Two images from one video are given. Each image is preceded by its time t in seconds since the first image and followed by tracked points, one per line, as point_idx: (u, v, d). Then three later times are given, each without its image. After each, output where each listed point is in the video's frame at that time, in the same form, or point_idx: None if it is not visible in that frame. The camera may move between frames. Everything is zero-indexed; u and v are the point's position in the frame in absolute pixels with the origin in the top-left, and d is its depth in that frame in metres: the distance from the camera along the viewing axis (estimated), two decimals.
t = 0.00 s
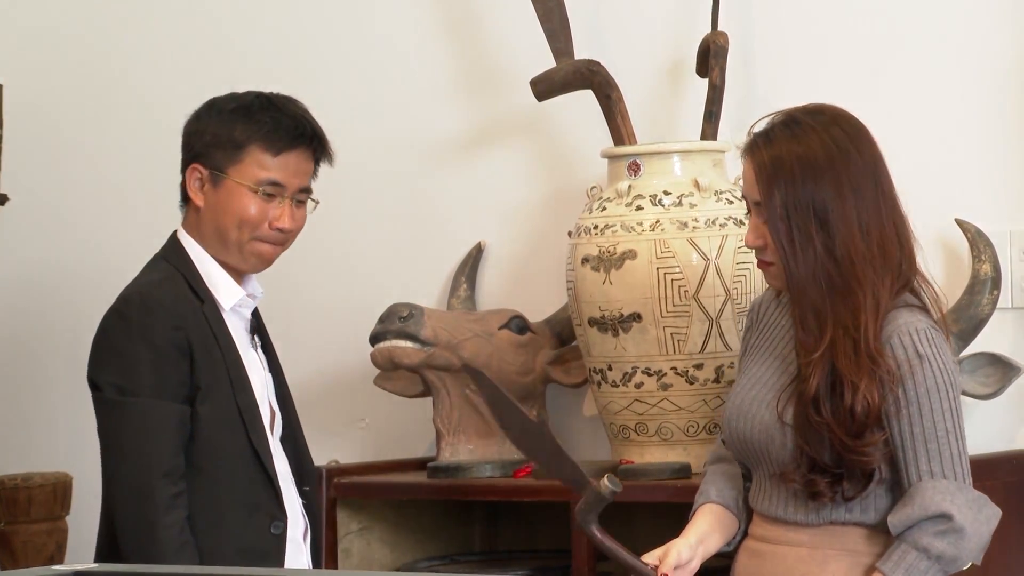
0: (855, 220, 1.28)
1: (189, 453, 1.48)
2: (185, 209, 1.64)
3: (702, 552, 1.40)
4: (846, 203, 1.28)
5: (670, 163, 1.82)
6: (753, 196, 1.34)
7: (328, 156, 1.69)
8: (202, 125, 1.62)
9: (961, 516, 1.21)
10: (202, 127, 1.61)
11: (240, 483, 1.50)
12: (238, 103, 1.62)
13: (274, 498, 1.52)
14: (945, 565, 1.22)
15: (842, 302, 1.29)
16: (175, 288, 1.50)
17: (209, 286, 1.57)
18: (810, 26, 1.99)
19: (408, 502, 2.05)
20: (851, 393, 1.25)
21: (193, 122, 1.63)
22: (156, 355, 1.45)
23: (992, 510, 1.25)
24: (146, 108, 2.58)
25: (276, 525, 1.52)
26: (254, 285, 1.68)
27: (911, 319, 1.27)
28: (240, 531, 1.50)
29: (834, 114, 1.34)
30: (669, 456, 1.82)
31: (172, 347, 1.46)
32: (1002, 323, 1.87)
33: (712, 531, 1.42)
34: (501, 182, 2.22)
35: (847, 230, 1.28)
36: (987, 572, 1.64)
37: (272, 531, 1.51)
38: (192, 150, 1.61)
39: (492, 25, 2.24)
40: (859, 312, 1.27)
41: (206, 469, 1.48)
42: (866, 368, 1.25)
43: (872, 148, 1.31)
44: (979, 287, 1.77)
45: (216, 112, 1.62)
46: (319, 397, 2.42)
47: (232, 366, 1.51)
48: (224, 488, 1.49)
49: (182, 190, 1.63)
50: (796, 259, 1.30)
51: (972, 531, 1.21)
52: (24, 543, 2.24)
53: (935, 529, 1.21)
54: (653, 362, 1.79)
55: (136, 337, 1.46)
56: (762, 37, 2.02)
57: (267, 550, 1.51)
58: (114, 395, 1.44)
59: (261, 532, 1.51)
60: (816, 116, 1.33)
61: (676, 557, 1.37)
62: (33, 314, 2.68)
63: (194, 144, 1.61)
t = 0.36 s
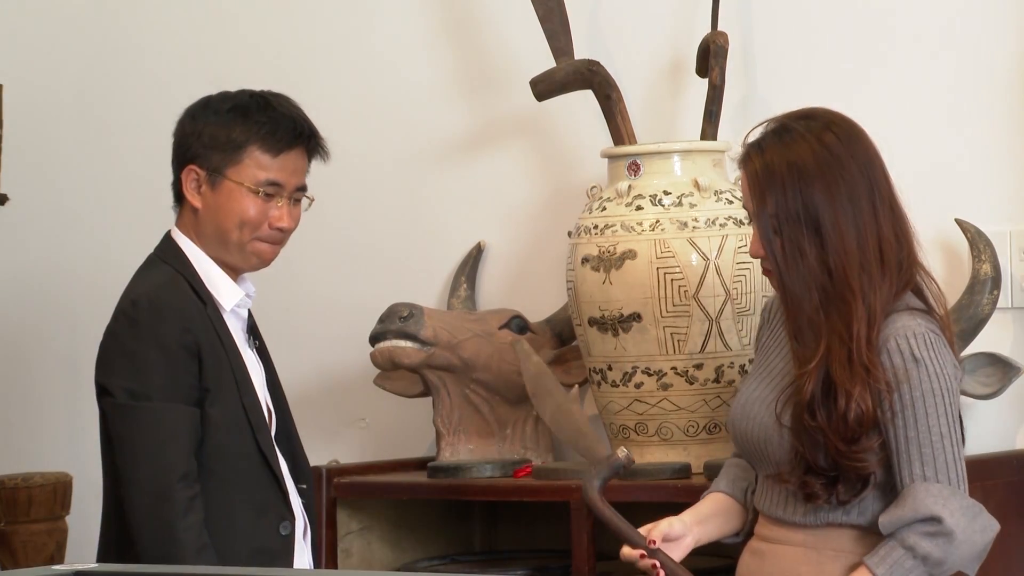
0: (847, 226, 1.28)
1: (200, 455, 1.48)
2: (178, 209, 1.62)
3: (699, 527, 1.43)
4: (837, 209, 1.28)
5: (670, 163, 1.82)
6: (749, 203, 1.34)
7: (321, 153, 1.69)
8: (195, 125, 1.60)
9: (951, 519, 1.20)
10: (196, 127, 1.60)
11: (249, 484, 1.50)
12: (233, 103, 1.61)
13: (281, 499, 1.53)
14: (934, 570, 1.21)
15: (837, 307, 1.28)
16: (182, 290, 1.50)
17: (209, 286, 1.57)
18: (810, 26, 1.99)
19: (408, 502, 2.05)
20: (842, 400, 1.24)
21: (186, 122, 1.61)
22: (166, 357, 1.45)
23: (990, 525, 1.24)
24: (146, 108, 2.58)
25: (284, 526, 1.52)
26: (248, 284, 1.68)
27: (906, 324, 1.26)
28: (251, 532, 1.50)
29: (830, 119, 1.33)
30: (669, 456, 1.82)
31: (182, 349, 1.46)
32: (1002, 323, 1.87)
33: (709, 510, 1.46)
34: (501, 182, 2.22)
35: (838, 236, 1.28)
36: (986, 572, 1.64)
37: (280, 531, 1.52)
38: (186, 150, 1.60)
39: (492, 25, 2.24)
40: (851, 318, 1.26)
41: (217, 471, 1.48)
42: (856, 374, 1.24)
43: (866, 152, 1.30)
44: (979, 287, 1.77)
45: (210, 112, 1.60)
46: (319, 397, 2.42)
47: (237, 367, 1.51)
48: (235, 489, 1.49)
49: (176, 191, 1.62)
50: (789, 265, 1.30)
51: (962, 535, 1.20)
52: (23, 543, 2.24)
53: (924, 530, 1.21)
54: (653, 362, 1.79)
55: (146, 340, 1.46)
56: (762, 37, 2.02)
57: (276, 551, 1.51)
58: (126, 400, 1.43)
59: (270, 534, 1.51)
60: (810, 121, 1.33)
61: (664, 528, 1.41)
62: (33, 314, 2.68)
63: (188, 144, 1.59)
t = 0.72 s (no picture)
0: (831, 231, 1.26)
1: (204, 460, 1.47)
2: (171, 211, 1.62)
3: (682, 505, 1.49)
4: (819, 214, 1.26)
5: (670, 163, 1.82)
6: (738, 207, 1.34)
7: (314, 150, 1.69)
8: (187, 127, 1.60)
9: (919, 525, 1.19)
10: (187, 129, 1.59)
11: (252, 487, 1.50)
12: (224, 104, 1.61)
13: (286, 499, 1.53)
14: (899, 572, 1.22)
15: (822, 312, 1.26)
16: (182, 294, 1.49)
17: (206, 288, 1.56)
18: (810, 26, 1.99)
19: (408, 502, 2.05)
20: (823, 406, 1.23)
21: (176, 125, 1.61)
22: (168, 363, 1.45)
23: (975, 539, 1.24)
24: (146, 107, 2.58)
25: (287, 527, 1.52)
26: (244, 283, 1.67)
27: (891, 329, 1.24)
28: (255, 534, 1.50)
29: (821, 123, 1.31)
30: (669, 456, 1.83)
31: (183, 355, 1.46)
32: (1002, 323, 1.87)
33: (701, 498, 1.51)
34: (501, 182, 2.22)
35: (821, 241, 1.26)
36: (986, 572, 1.64)
37: (284, 532, 1.52)
38: (178, 153, 1.59)
39: (492, 25, 2.24)
40: (833, 323, 1.24)
41: (221, 476, 1.48)
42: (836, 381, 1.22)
43: (855, 155, 1.28)
44: (979, 287, 1.77)
45: (201, 113, 1.60)
46: (319, 397, 2.42)
47: (238, 370, 1.51)
48: (238, 492, 1.49)
49: (169, 193, 1.61)
50: (776, 269, 1.29)
51: (930, 542, 1.19)
52: (24, 543, 2.24)
53: (891, 531, 1.21)
54: (653, 362, 1.79)
55: (148, 346, 1.45)
56: (762, 37, 2.02)
57: (280, 552, 1.51)
58: (129, 407, 1.43)
59: (275, 535, 1.51)
60: (801, 125, 1.32)
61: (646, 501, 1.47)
62: (33, 313, 2.68)
63: (181, 147, 1.59)
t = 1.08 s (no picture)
0: (794, 231, 1.24)
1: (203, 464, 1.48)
2: (166, 214, 1.61)
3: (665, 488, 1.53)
4: (782, 213, 1.25)
5: (671, 163, 1.82)
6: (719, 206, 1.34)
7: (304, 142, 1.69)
8: (179, 129, 1.58)
9: (873, 523, 1.16)
10: (181, 131, 1.58)
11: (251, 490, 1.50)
12: (216, 103, 1.60)
13: (285, 502, 1.53)
14: (859, 570, 1.18)
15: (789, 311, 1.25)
16: (178, 299, 1.49)
17: (204, 289, 1.56)
18: (809, 26, 1.99)
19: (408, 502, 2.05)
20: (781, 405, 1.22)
21: (166, 126, 1.60)
22: (165, 369, 1.44)
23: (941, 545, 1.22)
24: (146, 107, 2.58)
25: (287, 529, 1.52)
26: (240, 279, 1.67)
27: (856, 328, 1.21)
28: (254, 537, 1.50)
29: (803, 123, 1.29)
30: (669, 456, 1.82)
31: (180, 360, 1.45)
32: (1002, 323, 1.87)
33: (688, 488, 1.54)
34: (501, 182, 2.22)
35: (781, 241, 1.25)
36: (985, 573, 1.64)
37: (283, 535, 1.52)
38: (173, 155, 1.58)
39: (493, 25, 2.24)
40: (789, 322, 1.23)
41: (220, 479, 1.48)
42: (789, 381, 1.21)
43: (828, 155, 1.26)
44: (979, 287, 1.77)
45: (194, 113, 1.59)
46: (319, 397, 2.42)
47: (235, 372, 1.51)
48: (237, 495, 1.49)
49: (163, 196, 1.60)
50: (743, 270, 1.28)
51: (884, 541, 1.16)
52: (23, 543, 2.24)
53: (847, 528, 1.17)
54: (653, 362, 1.79)
55: (143, 351, 1.44)
56: (762, 37, 2.02)
57: (280, 554, 1.51)
58: (125, 414, 1.42)
59: (275, 538, 1.51)
60: (782, 125, 1.30)
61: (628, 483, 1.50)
62: (33, 313, 2.69)
63: (175, 149, 1.58)
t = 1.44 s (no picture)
0: (748, 227, 1.23)
1: (192, 469, 1.46)
2: (161, 214, 1.58)
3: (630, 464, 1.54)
4: (738, 210, 1.24)
5: (671, 163, 1.82)
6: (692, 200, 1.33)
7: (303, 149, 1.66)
8: (180, 130, 1.55)
9: (830, 519, 1.13)
10: (179, 134, 1.55)
11: (243, 492, 1.48)
12: (216, 106, 1.57)
13: (278, 502, 1.51)
14: (822, 568, 1.15)
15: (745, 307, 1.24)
16: (160, 303, 1.47)
17: (194, 295, 1.54)
18: (808, 26, 1.99)
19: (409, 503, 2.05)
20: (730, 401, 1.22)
21: (163, 127, 1.56)
22: (147, 376, 1.42)
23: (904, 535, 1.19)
24: (145, 107, 2.58)
25: (282, 530, 1.51)
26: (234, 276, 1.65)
27: (808, 324, 1.19)
28: (248, 540, 1.48)
29: (770, 119, 1.27)
30: (669, 456, 1.82)
31: (162, 365, 1.44)
32: (1002, 323, 1.87)
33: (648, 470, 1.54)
34: (501, 182, 2.22)
35: (736, 238, 1.24)
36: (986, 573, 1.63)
37: (278, 536, 1.51)
38: (170, 158, 1.55)
39: (493, 25, 2.24)
40: (740, 317, 1.23)
41: (209, 483, 1.46)
42: (736, 378, 1.21)
43: (790, 150, 1.24)
44: (979, 287, 1.77)
45: (194, 115, 1.56)
46: (319, 397, 2.41)
47: (223, 374, 1.49)
48: (228, 499, 1.47)
49: (158, 196, 1.57)
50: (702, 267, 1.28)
51: (843, 537, 1.14)
52: (23, 544, 2.24)
53: (806, 526, 1.15)
54: (653, 362, 1.79)
55: (124, 359, 1.43)
56: (761, 38, 2.02)
57: (276, 556, 1.50)
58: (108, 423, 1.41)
59: (269, 539, 1.50)
60: (756, 120, 1.27)
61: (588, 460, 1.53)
62: (33, 313, 2.69)
63: (172, 151, 1.55)
